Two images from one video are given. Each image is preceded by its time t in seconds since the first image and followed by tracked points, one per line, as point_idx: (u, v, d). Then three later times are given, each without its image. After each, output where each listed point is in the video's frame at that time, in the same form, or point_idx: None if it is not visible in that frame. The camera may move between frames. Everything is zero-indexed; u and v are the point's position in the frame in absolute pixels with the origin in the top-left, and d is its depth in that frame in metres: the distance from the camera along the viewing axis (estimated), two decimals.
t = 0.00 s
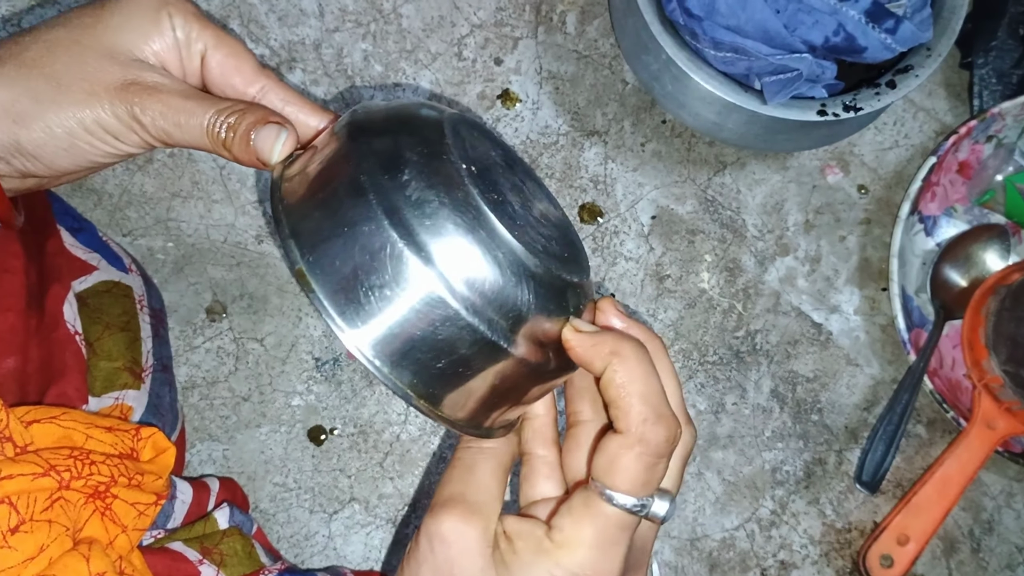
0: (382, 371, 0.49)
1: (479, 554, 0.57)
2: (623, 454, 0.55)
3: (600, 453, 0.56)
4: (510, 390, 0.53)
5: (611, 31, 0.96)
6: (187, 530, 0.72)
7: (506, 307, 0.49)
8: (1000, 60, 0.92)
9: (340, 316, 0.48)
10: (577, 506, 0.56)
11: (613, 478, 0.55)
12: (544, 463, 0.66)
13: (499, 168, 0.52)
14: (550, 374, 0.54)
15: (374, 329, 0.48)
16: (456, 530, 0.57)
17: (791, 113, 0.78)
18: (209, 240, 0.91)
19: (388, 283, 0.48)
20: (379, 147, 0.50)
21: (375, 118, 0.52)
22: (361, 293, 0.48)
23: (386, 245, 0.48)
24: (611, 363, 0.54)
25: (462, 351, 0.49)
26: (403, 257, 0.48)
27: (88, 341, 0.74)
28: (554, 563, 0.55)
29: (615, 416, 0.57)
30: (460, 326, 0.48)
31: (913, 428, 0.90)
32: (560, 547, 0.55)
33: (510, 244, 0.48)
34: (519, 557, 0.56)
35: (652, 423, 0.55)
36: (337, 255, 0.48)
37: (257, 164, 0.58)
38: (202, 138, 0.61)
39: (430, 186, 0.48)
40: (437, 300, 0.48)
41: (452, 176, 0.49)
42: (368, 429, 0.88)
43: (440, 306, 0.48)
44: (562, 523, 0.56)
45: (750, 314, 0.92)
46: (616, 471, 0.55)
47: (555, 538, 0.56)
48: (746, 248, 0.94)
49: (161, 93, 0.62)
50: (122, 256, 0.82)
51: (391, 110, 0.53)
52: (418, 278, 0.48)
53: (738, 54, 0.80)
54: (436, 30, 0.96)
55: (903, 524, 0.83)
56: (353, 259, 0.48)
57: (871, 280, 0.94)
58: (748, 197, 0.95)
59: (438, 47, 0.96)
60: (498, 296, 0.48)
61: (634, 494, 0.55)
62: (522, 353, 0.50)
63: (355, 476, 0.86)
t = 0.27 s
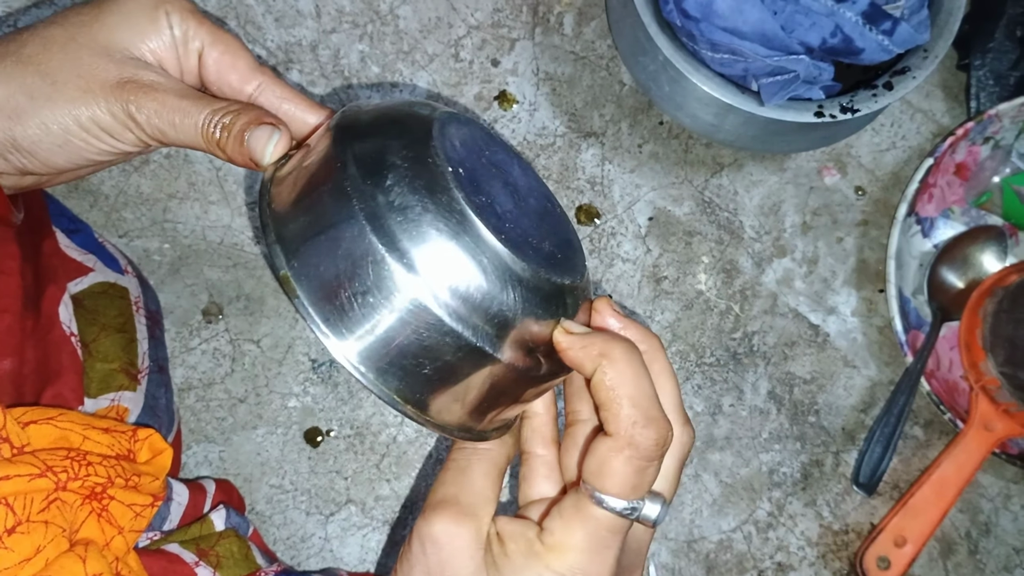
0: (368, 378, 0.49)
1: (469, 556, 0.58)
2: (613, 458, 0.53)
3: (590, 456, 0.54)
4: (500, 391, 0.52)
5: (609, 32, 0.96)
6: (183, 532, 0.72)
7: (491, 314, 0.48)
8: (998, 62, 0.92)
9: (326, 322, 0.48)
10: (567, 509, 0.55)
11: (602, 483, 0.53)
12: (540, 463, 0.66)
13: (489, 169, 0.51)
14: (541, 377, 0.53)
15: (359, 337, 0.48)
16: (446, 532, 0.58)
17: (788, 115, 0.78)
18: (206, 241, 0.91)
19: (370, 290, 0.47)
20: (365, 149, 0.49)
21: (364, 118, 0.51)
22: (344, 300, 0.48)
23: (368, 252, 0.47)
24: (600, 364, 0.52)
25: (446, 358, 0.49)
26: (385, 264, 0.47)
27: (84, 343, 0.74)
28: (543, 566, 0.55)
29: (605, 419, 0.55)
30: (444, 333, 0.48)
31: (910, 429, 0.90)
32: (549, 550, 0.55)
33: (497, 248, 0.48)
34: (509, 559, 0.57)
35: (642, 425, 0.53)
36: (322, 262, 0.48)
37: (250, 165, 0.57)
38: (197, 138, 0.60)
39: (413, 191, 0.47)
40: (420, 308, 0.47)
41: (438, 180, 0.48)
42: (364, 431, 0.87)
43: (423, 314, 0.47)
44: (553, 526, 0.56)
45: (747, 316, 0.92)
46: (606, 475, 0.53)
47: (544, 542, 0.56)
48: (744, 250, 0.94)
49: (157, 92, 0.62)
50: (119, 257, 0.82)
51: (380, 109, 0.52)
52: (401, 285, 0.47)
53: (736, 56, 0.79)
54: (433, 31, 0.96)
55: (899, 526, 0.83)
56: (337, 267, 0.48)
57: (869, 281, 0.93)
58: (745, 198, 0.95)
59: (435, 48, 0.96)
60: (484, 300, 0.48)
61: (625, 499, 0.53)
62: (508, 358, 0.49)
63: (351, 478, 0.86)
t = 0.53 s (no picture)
0: (363, 387, 0.50)
1: (468, 557, 0.58)
2: (610, 458, 0.53)
3: (587, 457, 0.54)
4: (498, 393, 0.52)
5: (607, 34, 0.96)
6: (180, 533, 0.72)
7: (483, 318, 0.48)
8: (995, 64, 0.92)
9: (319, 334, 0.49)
10: (566, 510, 0.54)
11: (599, 484, 0.53)
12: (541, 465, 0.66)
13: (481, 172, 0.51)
14: (538, 381, 0.53)
15: (352, 346, 0.49)
16: (445, 534, 0.58)
17: (786, 117, 0.79)
18: (203, 242, 0.91)
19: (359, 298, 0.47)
20: (357, 155, 0.49)
21: (355, 124, 0.51)
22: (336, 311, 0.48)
23: (358, 260, 0.47)
24: (597, 365, 0.51)
25: (440, 364, 0.49)
26: (375, 271, 0.47)
27: (81, 344, 0.73)
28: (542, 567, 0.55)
29: (602, 419, 0.54)
30: (436, 339, 0.48)
31: (908, 431, 0.90)
32: (547, 551, 0.55)
33: (488, 253, 0.47)
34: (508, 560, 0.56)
35: (640, 425, 0.53)
36: (313, 271, 0.48)
37: (244, 171, 0.57)
38: (193, 142, 0.60)
39: (402, 197, 0.47)
40: (412, 315, 0.47)
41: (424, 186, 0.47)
42: (362, 432, 0.87)
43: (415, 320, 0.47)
44: (551, 527, 0.55)
45: (745, 317, 0.92)
46: (603, 476, 0.53)
47: (542, 543, 0.55)
48: (742, 251, 0.94)
49: (154, 94, 0.61)
50: (116, 258, 0.82)
51: (372, 114, 0.52)
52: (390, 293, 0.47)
53: (734, 57, 0.79)
54: (431, 33, 0.96)
55: (897, 528, 0.83)
56: (327, 278, 0.48)
57: (867, 283, 0.93)
58: (743, 200, 0.95)
59: (433, 49, 0.96)
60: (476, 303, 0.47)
61: (623, 500, 0.53)
62: (505, 361, 0.49)
63: (349, 479, 0.86)
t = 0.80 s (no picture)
0: (360, 393, 0.50)
1: (468, 560, 0.58)
2: (608, 463, 0.53)
3: (585, 461, 0.54)
4: (497, 397, 0.52)
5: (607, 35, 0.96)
6: (179, 534, 0.72)
7: (479, 323, 0.48)
8: (994, 65, 0.93)
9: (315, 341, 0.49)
10: (566, 514, 0.55)
11: (598, 489, 0.53)
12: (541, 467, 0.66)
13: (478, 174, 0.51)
14: (536, 384, 0.53)
15: (349, 352, 0.49)
16: (445, 536, 0.58)
17: (785, 118, 0.79)
18: (203, 243, 0.91)
19: (353, 304, 0.48)
20: (353, 160, 0.49)
21: (350, 129, 0.51)
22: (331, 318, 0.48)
23: (352, 265, 0.47)
24: (594, 369, 0.51)
25: (436, 369, 0.49)
26: (369, 277, 0.47)
27: (81, 344, 0.73)
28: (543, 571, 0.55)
29: (598, 422, 0.54)
30: (432, 344, 0.48)
31: (907, 432, 0.90)
32: (548, 555, 0.55)
33: (483, 257, 0.47)
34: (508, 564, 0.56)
35: (637, 429, 0.52)
36: (308, 277, 0.48)
37: (240, 175, 0.57)
38: (189, 146, 0.60)
39: (397, 203, 0.47)
40: (407, 320, 0.47)
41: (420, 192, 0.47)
42: (361, 433, 0.87)
43: (410, 325, 0.47)
44: (551, 531, 0.55)
45: (744, 318, 0.92)
46: (601, 480, 0.53)
47: (543, 547, 0.56)
48: (741, 253, 0.94)
49: (151, 97, 0.61)
50: (115, 258, 0.82)
51: (367, 117, 0.52)
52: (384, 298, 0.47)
53: (733, 58, 0.79)
54: (431, 34, 0.96)
55: (896, 529, 0.83)
56: (322, 284, 0.48)
57: (866, 284, 0.94)
58: (742, 201, 0.95)
59: (433, 50, 0.96)
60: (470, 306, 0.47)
61: (621, 505, 0.53)
62: (502, 366, 0.49)
63: (348, 481, 0.86)
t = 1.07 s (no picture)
0: (359, 397, 0.50)
1: (469, 561, 0.58)
2: (608, 465, 0.53)
3: (585, 463, 0.54)
4: (497, 399, 0.52)
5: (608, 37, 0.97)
6: (180, 534, 0.72)
7: (478, 326, 0.48)
8: (995, 66, 0.93)
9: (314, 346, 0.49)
10: (566, 516, 0.55)
11: (597, 490, 0.53)
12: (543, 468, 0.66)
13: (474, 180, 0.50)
14: (537, 386, 0.53)
15: (348, 357, 0.49)
16: (446, 538, 0.58)
17: (785, 119, 0.79)
18: (204, 243, 0.91)
19: (351, 309, 0.48)
20: (350, 164, 0.49)
21: (347, 132, 0.51)
22: (328, 322, 0.49)
23: (349, 270, 0.47)
24: (593, 370, 0.51)
25: (435, 372, 0.49)
26: (366, 282, 0.47)
27: (82, 345, 0.73)
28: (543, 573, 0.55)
29: (598, 424, 0.54)
30: (431, 348, 0.48)
31: (908, 433, 0.90)
32: (547, 557, 0.55)
33: (481, 260, 0.47)
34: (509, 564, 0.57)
35: (636, 431, 0.52)
36: (306, 281, 0.48)
37: (240, 177, 0.57)
38: (190, 148, 0.60)
39: (393, 207, 0.47)
40: (405, 325, 0.47)
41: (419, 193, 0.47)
42: (362, 433, 0.88)
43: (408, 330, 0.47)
44: (552, 533, 0.55)
45: (745, 319, 0.92)
46: (601, 482, 0.53)
47: (543, 548, 0.56)
48: (742, 253, 0.94)
49: (151, 99, 0.62)
50: (116, 259, 0.82)
51: (364, 121, 0.51)
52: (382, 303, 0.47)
53: (733, 60, 0.79)
54: (432, 35, 0.96)
55: (897, 530, 0.83)
56: (320, 288, 0.48)
57: (867, 285, 0.94)
58: (743, 202, 0.95)
59: (433, 51, 0.96)
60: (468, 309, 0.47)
61: (622, 506, 0.53)
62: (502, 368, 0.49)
63: (349, 481, 0.86)
